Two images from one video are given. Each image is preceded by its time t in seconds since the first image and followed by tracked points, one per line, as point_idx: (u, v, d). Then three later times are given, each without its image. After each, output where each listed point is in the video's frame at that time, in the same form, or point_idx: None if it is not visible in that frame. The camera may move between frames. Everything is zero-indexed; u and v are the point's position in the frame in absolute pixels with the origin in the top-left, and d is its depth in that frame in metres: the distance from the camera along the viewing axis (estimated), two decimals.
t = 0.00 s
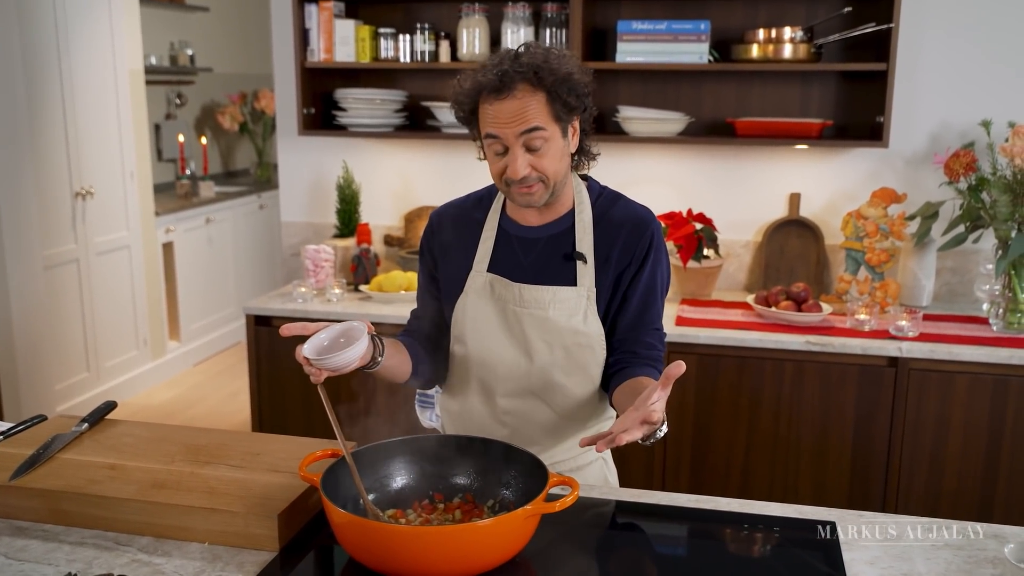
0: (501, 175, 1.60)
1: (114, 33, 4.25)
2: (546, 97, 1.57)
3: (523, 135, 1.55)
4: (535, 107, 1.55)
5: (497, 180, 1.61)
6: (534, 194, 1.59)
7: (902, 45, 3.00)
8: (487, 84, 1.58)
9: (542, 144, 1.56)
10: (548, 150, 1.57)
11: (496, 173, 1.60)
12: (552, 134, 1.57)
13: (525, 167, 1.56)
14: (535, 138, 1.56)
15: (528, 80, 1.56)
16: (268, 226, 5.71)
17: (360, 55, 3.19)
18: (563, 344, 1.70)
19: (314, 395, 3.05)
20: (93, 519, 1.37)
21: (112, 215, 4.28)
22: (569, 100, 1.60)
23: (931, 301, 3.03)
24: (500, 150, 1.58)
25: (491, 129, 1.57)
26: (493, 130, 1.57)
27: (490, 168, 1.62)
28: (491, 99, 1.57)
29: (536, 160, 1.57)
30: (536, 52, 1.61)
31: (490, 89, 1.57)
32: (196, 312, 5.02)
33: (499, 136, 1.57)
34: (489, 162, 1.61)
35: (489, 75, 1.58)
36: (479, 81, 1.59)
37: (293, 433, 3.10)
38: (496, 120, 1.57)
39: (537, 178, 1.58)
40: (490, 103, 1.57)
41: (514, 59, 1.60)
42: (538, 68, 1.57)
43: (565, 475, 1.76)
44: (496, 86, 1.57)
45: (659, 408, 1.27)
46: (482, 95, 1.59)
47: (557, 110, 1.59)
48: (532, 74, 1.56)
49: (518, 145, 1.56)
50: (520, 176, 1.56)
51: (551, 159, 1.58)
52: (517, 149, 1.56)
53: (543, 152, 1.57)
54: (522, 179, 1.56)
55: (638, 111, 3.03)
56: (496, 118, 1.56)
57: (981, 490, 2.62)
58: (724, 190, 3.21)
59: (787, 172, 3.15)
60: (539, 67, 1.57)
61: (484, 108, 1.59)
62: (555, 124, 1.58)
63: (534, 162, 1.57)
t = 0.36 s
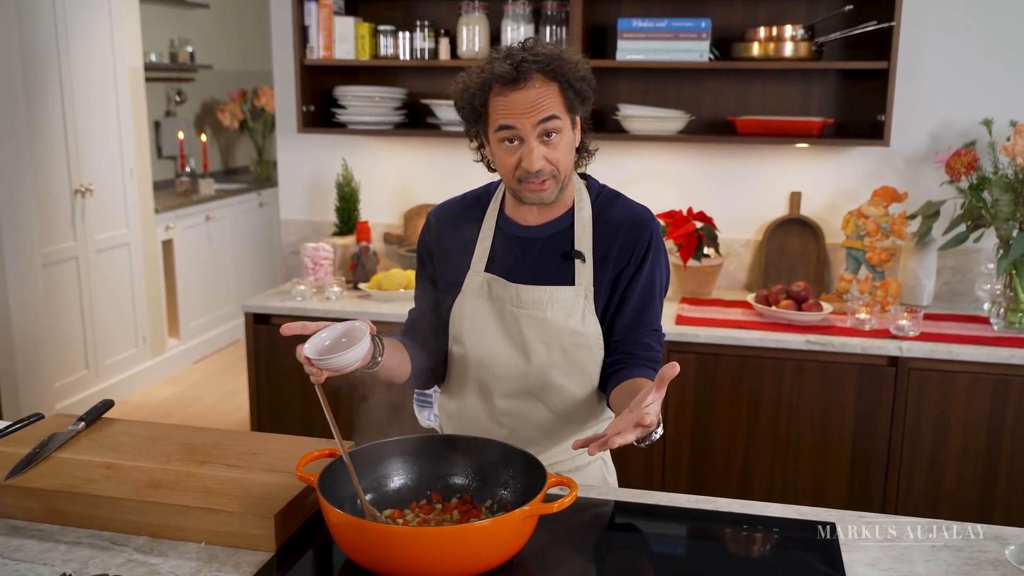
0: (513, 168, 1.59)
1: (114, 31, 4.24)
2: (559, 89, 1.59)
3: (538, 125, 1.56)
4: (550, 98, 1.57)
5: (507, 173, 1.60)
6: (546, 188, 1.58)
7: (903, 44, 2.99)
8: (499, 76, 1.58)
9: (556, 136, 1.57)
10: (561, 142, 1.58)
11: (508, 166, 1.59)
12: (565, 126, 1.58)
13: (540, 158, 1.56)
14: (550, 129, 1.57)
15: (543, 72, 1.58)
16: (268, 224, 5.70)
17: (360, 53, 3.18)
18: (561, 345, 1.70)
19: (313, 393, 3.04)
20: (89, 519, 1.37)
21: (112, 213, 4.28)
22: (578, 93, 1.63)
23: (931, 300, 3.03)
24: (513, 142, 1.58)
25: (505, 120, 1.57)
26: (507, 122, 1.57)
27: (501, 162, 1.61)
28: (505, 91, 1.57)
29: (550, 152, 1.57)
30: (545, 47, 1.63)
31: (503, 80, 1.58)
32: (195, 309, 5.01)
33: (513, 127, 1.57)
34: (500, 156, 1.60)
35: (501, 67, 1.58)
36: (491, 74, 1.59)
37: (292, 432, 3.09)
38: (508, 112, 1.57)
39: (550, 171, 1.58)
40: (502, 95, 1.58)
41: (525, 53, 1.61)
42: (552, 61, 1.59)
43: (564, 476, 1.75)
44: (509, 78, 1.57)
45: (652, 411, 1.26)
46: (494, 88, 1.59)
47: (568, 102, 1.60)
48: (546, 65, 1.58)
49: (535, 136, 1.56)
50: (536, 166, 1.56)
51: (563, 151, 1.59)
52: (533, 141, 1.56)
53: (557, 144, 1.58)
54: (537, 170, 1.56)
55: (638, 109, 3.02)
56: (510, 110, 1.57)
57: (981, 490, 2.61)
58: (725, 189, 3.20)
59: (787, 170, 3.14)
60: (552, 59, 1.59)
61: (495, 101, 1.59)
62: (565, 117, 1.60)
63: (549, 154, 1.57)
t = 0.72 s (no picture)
0: (512, 169, 1.59)
1: (113, 31, 4.24)
2: (557, 89, 1.58)
3: (536, 125, 1.55)
4: (549, 99, 1.56)
5: (505, 174, 1.60)
6: (544, 189, 1.58)
7: (903, 42, 2.98)
8: (497, 76, 1.57)
9: (554, 136, 1.57)
10: (559, 142, 1.57)
11: (506, 167, 1.59)
12: (563, 126, 1.58)
13: (539, 159, 1.56)
14: (548, 130, 1.56)
15: (541, 72, 1.57)
16: (268, 224, 5.70)
17: (359, 52, 3.18)
18: (559, 346, 1.69)
19: (312, 394, 3.04)
20: (87, 520, 1.36)
21: (111, 213, 4.27)
22: (576, 93, 1.62)
23: (932, 298, 3.02)
24: (511, 143, 1.57)
25: (503, 120, 1.57)
26: (505, 122, 1.57)
27: (499, 163, 1.60)
28: (502, 92, 1.57)
29: (549, 152, 1.57)
30: (544, 47, 1.62)
31: (501, 81, 1.57)
32: (195, 309, 5.01)
33: (511, 128, 1.56)
34: (498, 157, 1.59)
35: (499, 67, 1.58)
36: (489, 74, 1.58)
37: (291, 432, 3.09)
38: (506, 112, 1.56)
39: (548, 172, 1.57)
40: (500, 96, 1.57)
41: (523, 52, 1.60)
42: (550, 61, 1.58)
43: (564, 476, 1.75)
44: (507, 78, 1.57)
45: (648, 415, 1.25)
46: (491, 89, 1.58)
47: (567, 102, 1.60)
48: (544, 65, 1.57)
49: (533, 137, 1.55)
50: (534, 167, 1.55)
51: (562, 152, 1.58)
52: (531, 142, 1.55)
53: (555, 145, 1.57)
54: (536, 171, 1.55)
55: (638, 108, 3.01)
56: (508, 111, 1.56)
57: (982, 490, 2.60)
58: (724, 187, 3.19)
59: (787, 169, 3.13)
60: (549, 59, 1.58)
61: (493, 101, 1.58)
62: (563, 117, 1.59)
63: (547, 155, 1.56)
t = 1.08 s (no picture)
0: (517, 174, 1.58)
1: (120, 36, 4.25)
2: (562, 93, 1.58)
3: (541, 130, 1.55)
4: (554, 102, 1.55)
5: (510, 179, 1.59)
6: (549, 194, 1.57)
7: (910, 44, 2.97)
8: (501, 80, 1.57)
9: (559, 140, 1.56)
10: (564, 146, 1.57)
11: (512, 172, 1.58)
12: (568, 130, 1.57)
13: (544, 164, 1.55)
14: (553, 134, 1.56)
15: (546, 75, 1.57)
16: (274, 228, 5.71)
17: (364, 56, 3.18)
18: (565, 352, 1.68)
19: (318, 398, 3.03)
20: (91, 526, 1.36)
21: (118, 218, 4.28)
22: (581, 95, 1.62)
23: (940, 301, 3.00)
24: (516, 147, 1.57)
25: (507, 125, 1.56)
26: (509, 128, 1.56)
27: (505, 168, 1.60)
28: (507, 96, 1.56)
29: (554, 157, 1.57)
30: (548, 50, 1.62)
31: (505, 85, 1.56)
32: (202, 313, 5.01)
33: (516, 132, 1.56)
34: (504, 162, 1.59)
35: (503, 71, 1.57)
36: (493, 78, 1.58)
37: (297, 437, 3.08)
38: (511, 117, 1.56)
39: (553, 176, 1.57)
40: (504, 100, 1.57)
41: (527, 55, 1.60)
42: (555, 65, 1.58)
43: (570, 481, 1.74)
44: (511, 83, 1.56)
45: (643, 420, 1.26)
46: (496, 93, 1.58)
47: (571, 105, 1.59)
48: (548, 69, 1.56)
49: (538, 141, 1.55)
50: (539, 172, 1.55)
51: (567, 156, 1.58)
52: (536, 146, 1.55)
53: (560, 149, 1.57)
54: (541, 176, 1.55)
55: (643, 111, 3.01)
56: (512, 116, 1.56)
57: (991, 493, 2.59)
58: (730, 190, 3.18)
59: (793, 172, 3.12)
60: (553, 62, 1.58)
61: (497, 106, 1.58)
62: (568, 120, 1.59)
63: (552, 159, 1.56)
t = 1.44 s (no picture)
0: (526, 165, 1.57)
1: (126, 35, 4.25)
2: (573, 84, 1.58)
3: (552, 118, 1.55)
4: (565, 91, 1.56)
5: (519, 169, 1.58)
6: (557, 186, 1.56)
7: (918, 42, 2.96)
8: (514, 68, 1.58)
9: (569, 131, 1.56)
10: (574, 137, 1.57)
11: (521, 161, 1.57)
12: (578, 121, 1.58)
13: (554, 153, 1.54)
14: (563, 123, 1.56)
15: (558, 65, 1.58)
16: (279, 228, 5.71)
17: (369, 56, 3.18)
18: (569, 352, 1.68)
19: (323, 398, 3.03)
20: (96, 526, 1.36)
21: (124, 217, 4.29)
22: (592, 89, 1.62)
23: (947, 301, 2.99)
24: (526, 136, 1.57)
25: (518, 113, 1.56)
26: (520, 115, 1.56)
27: (513, 158, 1.59)
28: (519, 83, 1.57)
29: (563, 147, 1.56)
30: (561, 44, 1.63)
31: (518, 72, 1.57)
32: (208, 313, 5.02)
33: (527, 119, 1.56)
34: (513, 152, 1.58)
35: (516, 59, 1.58)
36: (506, 66, 1.59)
37: (302, 437, 3.08)
38: (522, 105, 1.56)
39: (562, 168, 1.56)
40: (516, 88, 1.57)
41: (541, 47, 1.62)
42: (568, 56, 1.59)
43: (575, 482, 1.73)
44: (524, 70, 1.57)
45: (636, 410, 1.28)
46: (508, 81, 1.59)
47: (582, 97, 1.60)
48: (561, 58, 1.58)
49: (549, 129, 1.55)
50: (549, 160, 1.54)
51: (576, 148, 1.57)
52: (546, 134, 1.55)
53: (570, 140, 1.57)
54: (550, 165, 1.54)
55: (649, 110, 3.00)
56: (523, 103, 1.56)
57: (998, 494, 2.57)
58: (736, 189, 3.17)
59: (799, 171, 3.11)
60: (566, 54, 1.60)
61: (508, 94, 1.58)
62: (579, 112, 1.59)
63: (562, 149, 1.55)
